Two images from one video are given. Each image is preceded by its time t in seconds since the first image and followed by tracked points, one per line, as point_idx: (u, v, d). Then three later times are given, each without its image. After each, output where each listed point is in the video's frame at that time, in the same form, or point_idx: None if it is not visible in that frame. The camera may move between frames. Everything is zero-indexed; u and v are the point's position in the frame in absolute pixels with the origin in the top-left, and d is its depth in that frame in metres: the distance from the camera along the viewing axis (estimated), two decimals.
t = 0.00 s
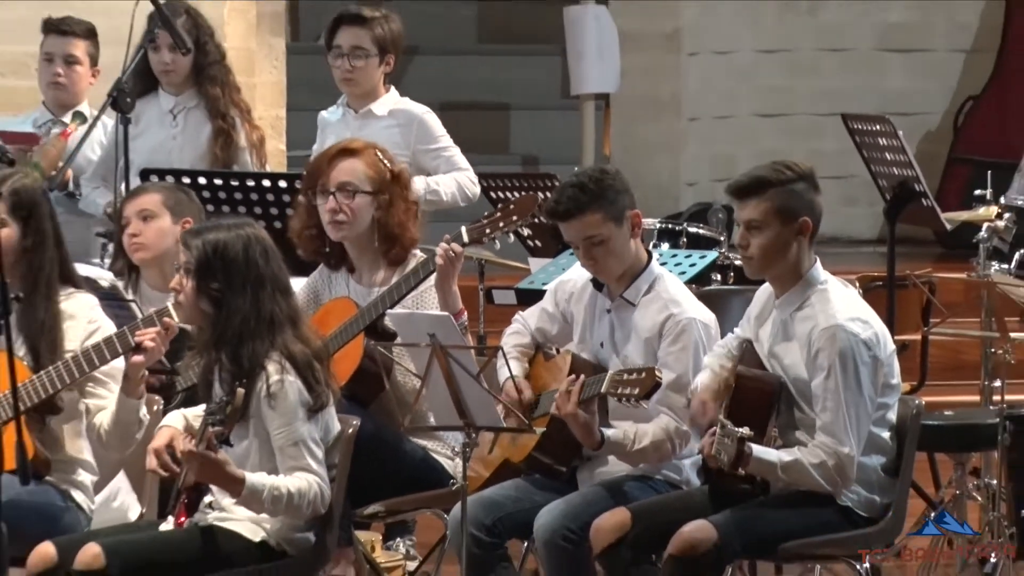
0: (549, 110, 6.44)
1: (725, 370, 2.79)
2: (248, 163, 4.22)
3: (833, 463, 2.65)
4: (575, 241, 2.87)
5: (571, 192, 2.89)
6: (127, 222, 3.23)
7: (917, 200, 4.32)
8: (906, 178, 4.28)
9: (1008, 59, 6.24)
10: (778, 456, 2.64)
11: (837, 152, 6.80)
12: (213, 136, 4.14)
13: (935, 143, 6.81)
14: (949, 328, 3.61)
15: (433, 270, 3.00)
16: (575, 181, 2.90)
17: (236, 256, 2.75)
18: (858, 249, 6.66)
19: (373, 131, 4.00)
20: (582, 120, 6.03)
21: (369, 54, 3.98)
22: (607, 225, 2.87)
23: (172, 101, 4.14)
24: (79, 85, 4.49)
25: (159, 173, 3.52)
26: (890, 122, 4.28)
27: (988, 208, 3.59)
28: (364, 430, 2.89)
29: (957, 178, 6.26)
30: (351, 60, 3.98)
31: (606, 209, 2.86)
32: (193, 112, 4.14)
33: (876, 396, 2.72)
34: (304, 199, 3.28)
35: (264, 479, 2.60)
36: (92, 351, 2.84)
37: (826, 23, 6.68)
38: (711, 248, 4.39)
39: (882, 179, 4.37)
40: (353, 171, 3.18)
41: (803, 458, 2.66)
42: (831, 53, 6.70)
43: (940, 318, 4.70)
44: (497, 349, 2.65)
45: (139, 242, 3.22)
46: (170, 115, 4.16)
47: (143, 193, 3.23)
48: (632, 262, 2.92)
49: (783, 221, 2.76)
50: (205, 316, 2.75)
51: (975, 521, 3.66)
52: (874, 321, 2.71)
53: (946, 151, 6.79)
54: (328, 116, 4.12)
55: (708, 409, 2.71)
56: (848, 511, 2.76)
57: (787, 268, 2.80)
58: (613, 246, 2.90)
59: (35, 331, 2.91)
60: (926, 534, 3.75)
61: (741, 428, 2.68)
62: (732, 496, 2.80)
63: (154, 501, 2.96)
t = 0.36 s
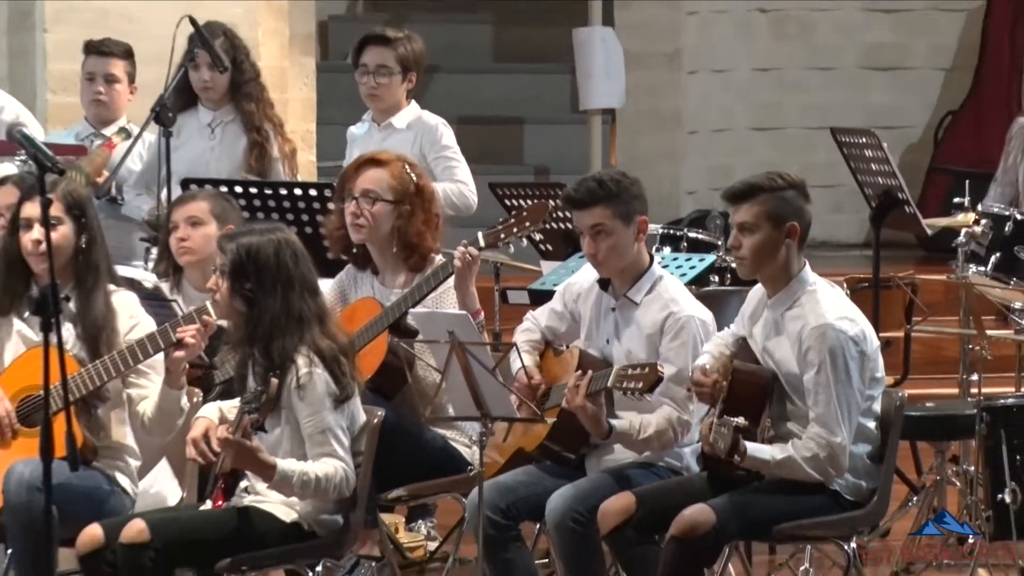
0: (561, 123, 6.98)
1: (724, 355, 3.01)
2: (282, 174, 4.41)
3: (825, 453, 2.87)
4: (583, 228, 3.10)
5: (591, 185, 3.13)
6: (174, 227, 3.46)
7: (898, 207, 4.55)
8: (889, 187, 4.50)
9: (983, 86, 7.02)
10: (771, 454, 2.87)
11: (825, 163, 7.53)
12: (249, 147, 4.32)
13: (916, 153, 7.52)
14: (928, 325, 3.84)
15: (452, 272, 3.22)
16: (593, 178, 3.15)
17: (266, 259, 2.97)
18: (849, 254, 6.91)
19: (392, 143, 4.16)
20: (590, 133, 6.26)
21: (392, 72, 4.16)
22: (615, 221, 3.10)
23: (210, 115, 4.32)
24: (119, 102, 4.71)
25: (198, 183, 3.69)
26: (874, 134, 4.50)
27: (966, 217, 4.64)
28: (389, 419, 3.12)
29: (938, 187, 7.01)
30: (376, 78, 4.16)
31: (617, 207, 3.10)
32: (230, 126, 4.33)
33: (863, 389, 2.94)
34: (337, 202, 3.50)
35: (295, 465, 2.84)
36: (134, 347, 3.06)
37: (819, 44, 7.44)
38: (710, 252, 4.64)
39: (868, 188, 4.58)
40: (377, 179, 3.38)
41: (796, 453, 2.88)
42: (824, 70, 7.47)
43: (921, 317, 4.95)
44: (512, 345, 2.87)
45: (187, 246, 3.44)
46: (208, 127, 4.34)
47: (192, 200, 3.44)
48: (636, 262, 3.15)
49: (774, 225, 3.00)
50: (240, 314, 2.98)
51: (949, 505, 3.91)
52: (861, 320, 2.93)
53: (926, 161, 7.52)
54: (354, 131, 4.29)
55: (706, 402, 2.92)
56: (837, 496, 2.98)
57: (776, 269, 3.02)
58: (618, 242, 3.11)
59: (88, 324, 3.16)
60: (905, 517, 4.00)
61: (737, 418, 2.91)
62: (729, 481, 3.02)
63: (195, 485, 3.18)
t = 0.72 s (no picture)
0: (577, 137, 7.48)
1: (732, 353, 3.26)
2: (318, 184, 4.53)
3: (816, 445, 3.11)
4: (605, 241, 3.32)
5: (607, 199, 3.32)
6: (223, 233, 3.69)
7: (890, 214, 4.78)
8: (882, 196, 4.72)
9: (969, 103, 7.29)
10: (764, 449, 3.13)
11: (823, 173, 7.67)
12: (286, 159, 4.47)
13: (907, 163, 7.66)
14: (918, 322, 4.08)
15: (476, 277, 3.46)
16: (608, 191, 3.33)
17: (305, 261, 3.19)
18: (847, 257, 7.16)
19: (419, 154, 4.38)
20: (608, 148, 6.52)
21: (418, 90, 4.36)
22: (633, 230, 3.32)
23: (251, 129, 4.49)
24: (167, 119, 4.77)
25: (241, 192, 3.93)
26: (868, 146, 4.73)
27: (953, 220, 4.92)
28: (417, 410, 3.38)
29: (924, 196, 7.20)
30: (402, 95, 4.36)
31: (634, 218, 3.31)
32: (269, 139, 4.49)
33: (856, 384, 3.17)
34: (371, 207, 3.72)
35: (332, 454, 3.06)
36: (179, 343, 3.29)
37: (813, 62, 7.61)
38: (717, 255, 4.87)
39: (862, 197, 4.81)
40: (410, 188, 3.61)
41: (788, 446, 3.14)
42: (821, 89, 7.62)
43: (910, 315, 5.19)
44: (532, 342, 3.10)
45: (235, 251, 3.68)
46: (250, 141, 4.50)
47: (242, 210, 3.67)
48: (648, 265, 3.38)
49: (775, 232, 3.21)
50: (279, 313, 3.20)
51: (937, 490, 4.17)
52: (856, 320, 3.16)
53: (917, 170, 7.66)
54: (387, 142, 4.50)
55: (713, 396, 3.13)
56: (832, 482, 3.22)
57: (781, 271, 3.25)
58: (636, 249, 3.35)
59: (133, 324, 3.39)
60: (896, 502, 4.26)
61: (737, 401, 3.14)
62: (733, 468, 3.25)
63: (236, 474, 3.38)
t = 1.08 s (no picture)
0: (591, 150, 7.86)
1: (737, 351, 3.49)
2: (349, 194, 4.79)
3: (818, 438, 3.35)
4: (616, 251, 3.56)
5: (614, 212, 3.54)
6: (271, 240, 3.95)
7: (882, 221, 5.05)
8: (875, 206, 5.00)
9: (954, 118, 7.88)
10: (772, 442, 3.37)
11: (819, 184, 8.15)
12: (320, 170, 4.72)
13: (899, 174, 8.14)
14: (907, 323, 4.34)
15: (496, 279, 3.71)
16: (614, 203, 3.56)
17: (340, 264, 3.42)
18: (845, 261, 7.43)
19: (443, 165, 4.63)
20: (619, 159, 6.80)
21: (442, 106, 4.60)
22: (639, 238, 3.56)
23: (288, 143, 4.73)
24: (209, 131, 4.96)
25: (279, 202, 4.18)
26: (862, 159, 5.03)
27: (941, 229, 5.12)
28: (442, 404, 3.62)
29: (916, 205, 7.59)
30: (428, 112, 4.61)
31: (640, 226, 3.54)
32: (304, 152, 4.73)
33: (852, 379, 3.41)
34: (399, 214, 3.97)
35: (362, 445, 3.30)
36: (221, 341, 3.52)
37: (811, 80, 8.09)
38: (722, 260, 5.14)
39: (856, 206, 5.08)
40: (437, 198, 3.86)
41: (791, 440, 3.37)
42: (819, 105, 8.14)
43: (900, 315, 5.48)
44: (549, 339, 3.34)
45: (284, 257, 3.94)
46: (287, 153, 4.75)
47: (288, 220, 3.93)
48: (656, 270, 3.62)
49: (762, 250, 3.40)
50: (315, 312, 3.43)
51: (927, 479, 4.42)
52: (851, 320, 3.40)
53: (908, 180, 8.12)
54: (414, 154, 4.75)
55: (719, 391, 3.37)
56: (829, 471, 3.46)
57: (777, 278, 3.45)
58: (644, 255, 3.59)
59: (175, 326, 3.61)
60: (888, 491, 4.52)
61: (745, 398, 3.38)
62: (736, 458, 3.50)
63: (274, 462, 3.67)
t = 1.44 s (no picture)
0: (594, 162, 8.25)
1: (731, 349, 3.75)
2: (371, 202, 5.01)
3: (808, 430, 3.60)
4: (616, 257, 3.82)
5: (613, 220, 3.79)
6: (308, 251, 4.18)
7: (869, 228, 5.33)
8: (861, 213, 5.31)
9: (934, 134, 7.98)
10: (767, 435, 3.62)
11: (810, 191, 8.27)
12: (344, 180, 4.92)
13: (882, 183, 8.29)
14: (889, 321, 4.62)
15: (506, 282, 3.96)
16: (614, 211, 3.81)
17: (360, 268, 3.65)
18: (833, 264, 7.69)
19: (456, 175, 4.89)
20: (620, 169, 7.07)
21: (456, 121, 4.85)
22: (637, 245, 3.82)
23: (313, 154, 4.96)
24: (239, 140, 5.23)
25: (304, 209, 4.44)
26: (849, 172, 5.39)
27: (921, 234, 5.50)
28: (457, 399, 3.89)
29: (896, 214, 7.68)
30: (442, 126, 4.86)
31: (638, 234, 3.80)
32: (328, 162, 4.96)
33: (838, 375, 3.67)
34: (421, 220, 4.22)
35: (373, 440, 3.55)
36: (250, 338, 3.77)
37: (803, 96, 8.24)
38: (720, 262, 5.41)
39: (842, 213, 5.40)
40: (452, 207, 4.10)
41: (784, 433, 3.62)
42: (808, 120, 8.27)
43: (886, 315, 5.75)
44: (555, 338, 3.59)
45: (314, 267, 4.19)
46: (312, 164, 4.97)
47: (321, 231, 4.19)
48: (654, 274, 3.88)
49: (750, 256, 3.65)
50: (336, 312, 3.66)
51: (909, 469, 4.69)
52: (837, 320, 3.65)
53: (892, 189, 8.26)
54: (429, 165, 5.00)
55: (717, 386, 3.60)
56: (818, 461, 3.71)
57: (766, 283, 3.70)
58: (642, 260, 3.86)
59: (207, 325, 3.88)
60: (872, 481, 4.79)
61: (746, 391, 3.63)
62: (732, 448, 3.74)
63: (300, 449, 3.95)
